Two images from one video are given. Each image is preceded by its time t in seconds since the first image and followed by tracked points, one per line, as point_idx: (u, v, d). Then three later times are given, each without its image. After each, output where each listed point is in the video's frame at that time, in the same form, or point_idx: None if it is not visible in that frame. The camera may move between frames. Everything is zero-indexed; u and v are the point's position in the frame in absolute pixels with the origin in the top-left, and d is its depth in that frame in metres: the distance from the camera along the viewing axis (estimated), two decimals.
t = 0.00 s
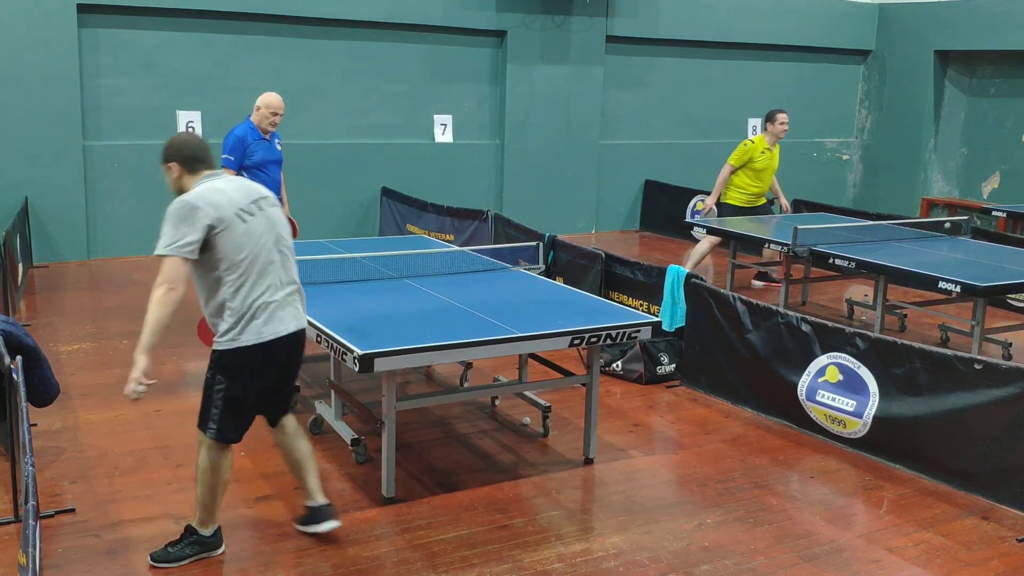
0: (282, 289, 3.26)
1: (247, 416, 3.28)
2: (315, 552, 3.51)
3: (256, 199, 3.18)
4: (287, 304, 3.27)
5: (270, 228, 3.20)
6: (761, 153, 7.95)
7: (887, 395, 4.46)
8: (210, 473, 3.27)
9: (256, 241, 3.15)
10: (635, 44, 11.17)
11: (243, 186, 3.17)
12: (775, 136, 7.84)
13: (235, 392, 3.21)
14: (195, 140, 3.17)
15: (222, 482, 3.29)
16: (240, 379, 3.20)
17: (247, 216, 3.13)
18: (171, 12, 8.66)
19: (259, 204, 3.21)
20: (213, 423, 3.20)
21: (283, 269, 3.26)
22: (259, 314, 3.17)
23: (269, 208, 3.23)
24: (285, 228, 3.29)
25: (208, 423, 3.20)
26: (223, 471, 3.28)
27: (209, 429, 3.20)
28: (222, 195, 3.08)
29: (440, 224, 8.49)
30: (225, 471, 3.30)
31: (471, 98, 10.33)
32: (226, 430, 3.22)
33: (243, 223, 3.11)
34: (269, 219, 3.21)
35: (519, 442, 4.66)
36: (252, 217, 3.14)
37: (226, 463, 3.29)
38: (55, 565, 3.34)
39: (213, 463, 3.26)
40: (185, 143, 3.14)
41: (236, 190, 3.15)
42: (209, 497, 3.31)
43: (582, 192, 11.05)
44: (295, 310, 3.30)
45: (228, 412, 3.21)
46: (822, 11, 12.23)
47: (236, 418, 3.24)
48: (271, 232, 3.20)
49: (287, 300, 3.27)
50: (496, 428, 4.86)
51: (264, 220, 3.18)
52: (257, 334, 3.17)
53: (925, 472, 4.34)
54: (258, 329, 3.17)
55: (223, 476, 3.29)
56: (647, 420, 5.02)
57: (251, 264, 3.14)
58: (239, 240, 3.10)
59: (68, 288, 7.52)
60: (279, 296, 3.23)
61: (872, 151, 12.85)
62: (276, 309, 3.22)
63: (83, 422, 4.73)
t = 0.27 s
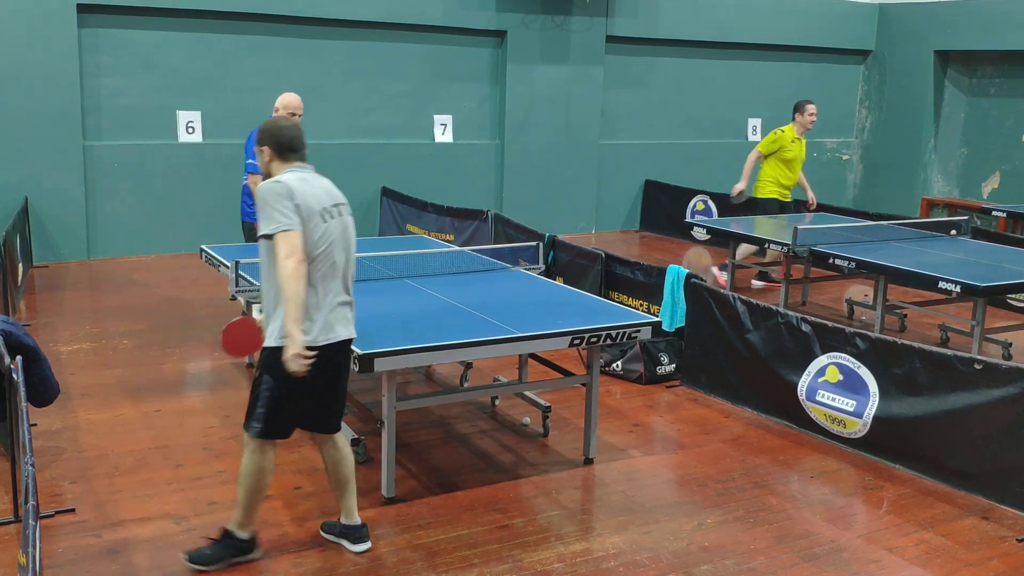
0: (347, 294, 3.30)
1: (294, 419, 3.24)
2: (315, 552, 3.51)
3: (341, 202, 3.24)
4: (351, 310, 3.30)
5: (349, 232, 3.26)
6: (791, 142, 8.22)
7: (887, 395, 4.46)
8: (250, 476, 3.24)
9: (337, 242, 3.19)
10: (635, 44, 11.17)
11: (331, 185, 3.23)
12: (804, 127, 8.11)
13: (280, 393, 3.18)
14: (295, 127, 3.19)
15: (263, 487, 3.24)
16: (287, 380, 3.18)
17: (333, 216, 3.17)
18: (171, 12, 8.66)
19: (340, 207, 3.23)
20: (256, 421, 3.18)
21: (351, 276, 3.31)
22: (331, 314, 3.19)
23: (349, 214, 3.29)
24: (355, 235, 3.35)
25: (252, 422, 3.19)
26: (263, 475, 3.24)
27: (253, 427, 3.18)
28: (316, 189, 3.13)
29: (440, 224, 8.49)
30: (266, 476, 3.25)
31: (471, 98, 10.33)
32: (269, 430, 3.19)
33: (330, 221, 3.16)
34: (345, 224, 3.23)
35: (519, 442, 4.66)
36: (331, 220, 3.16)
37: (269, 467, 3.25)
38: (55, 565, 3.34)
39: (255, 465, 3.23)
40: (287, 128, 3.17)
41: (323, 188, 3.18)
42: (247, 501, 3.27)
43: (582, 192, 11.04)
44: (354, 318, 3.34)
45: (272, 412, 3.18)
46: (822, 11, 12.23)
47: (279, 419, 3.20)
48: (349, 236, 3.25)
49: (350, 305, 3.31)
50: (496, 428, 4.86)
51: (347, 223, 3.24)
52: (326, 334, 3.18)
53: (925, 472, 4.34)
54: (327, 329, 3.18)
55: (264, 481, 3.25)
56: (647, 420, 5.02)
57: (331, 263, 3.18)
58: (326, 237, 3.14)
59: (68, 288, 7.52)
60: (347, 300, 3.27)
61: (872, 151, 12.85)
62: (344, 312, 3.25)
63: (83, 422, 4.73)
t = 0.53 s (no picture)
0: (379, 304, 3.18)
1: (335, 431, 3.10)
2: (315, 552, 3.51)
3: (386, 209, 3.13)
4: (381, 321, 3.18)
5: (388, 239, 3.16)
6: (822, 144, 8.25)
7: (887, 395, 4.46)
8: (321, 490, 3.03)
9: (373, 250, 3.08)
10: (635, 44, 11.17)
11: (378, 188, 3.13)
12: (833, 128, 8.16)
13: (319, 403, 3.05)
14: (354, 121, 3.10)
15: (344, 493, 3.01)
16: (324, 390, 3.06)
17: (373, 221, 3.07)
18: (171, 12, 8.66)
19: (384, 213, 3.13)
20: (300, 436, 3.01)
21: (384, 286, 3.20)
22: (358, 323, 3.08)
23: (394, 221, 3.18)
24: (397, 245, 3.24)
25: (295, 437, 3.02)
26: (335, 482, 3.02)
27: (298, 442, 3.02)
28: (359, 190, 3.03)
29: (440, 224, 8.48)
30: (342, 481, 3.04)
31: (471, 98, 10.33)
32: (317, 442, 3.03)
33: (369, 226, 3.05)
34: (386, 233, 3.13)
35: (518, 442, 4.66)
36: (372, 226, 3.06)
37: (338, 474, 3.05)
38: (56, 565, 3.34)
39: (323, 476, 3.02)
40: (345, 122, 3.09)
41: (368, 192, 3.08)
42: (341, 513, 3.01)
43: (582, 192, 11.05)
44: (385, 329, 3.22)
45: (314, 424, 3.03)
46: (822, 10, 12.23)
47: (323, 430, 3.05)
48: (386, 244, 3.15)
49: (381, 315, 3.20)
50: (496, 428, 4.86)
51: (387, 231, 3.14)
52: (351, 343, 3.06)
53: (925, 472, 4.34)
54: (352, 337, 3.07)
55: (342, 486, 3.03)
56: (647, 420, 5.02)
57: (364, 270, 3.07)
58: (362, 242, 3.04)
59: (68, 288, 7.52)
60: (377, 311, 3.15)
61: (872, 151, 12.85)
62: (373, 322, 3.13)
63: (83, 422, 4.73)
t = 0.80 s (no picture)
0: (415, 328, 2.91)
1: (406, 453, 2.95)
2: (315, 552, 3.50)
3: (416, 227, 2.87)
4: (418, 346, 2.91)
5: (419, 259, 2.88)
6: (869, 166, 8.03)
7: (887, 395, 4.46)
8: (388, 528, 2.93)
9: (400, 273, 2.83)
10: (635, 44, 11.17)
11: (405, 205, 2.87)
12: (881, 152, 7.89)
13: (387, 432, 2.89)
14: (379, 136, 2.89)
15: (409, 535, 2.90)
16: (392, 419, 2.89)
17: (392, 242, 2.81)
18: (171, 12, 8.66)
19: (415, 231, 2.87)
20: (367, 463, 2.90)
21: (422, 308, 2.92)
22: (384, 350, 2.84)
23: (430, 239, 2.91)
24: (438, 263, 2.95)
25: (365, 462, 2.91)
26: (404, 520, 2.91)
27: (367, 468, 2.91)
28: (374, 211, 2.80)
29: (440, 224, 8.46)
30: (410, 520, 2.91)
31: (470, 98, 10.33)
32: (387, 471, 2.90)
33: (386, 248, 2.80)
34: (418, 253, 2.87)
35: (519, 442, 4.67)
36: (395, 247, 2.82)
37: (408, 511, 2.92)
38: (55, 565, 3.35)
39: (393, 513, 2.91)
40: (371, 138, 2.88)
41: (393, 210, 2.84)
42: (402, 555, 2.93)
43: (582, 192, 11.05)
44: (427, 356, 2.92)
45: (383, 452, 2.89)
46: (822, 10, 12.23)
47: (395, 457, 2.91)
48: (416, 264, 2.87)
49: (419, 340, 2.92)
50: (496, 428, 4.86)
51: (416, 251, 2.86)
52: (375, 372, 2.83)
53: (925, 472, 4.34)
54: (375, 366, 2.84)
55: (410, 527, 2.91)
56: (647, 420, 5.02)
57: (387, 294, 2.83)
58: (379, 266, 2.80)
59: (68, 288, 7.52)
60: (413, 339, 2.89)
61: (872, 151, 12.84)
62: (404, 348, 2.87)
63: (83, 422, 4.73)
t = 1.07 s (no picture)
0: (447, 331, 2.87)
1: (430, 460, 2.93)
2: (315, 552, 3.50)
3: (446, 224, 2.83)
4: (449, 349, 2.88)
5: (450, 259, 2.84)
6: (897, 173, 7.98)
7: (887, 395, 4.46)
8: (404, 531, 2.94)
9: (428, 272, 2.81)
10: (635, 44, 11.17)
11: (436, 202, 2.84)
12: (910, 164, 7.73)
13: (407, 436, 2.89)
14: (408, 131, 2.88)
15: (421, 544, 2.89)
16: (413, 423, 2.89)
17: (420, 242, 2.79)
18: (171, 12, 8.66)
19: (445, 228, 2.83)
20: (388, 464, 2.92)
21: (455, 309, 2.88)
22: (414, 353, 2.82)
23: (461, 237, 2.87)
24: (472, 262, 2.90)
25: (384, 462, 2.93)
26: (418, 527, 2.90)
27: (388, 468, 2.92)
28: (402, 210, 2.77)
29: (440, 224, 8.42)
30: (424, 528, 2.91)
31: (470, 98, 10.33)
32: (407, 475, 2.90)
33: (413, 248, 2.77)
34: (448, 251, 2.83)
35: (519, 442, 4.66)
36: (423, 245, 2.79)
37: (423, 519, 2.91)
38: (56, 565, 3.35)
39: (408, 518, 2.91)
40: (399, 134, 2.87)
41: (422, 208, 2.81)
42: (414, 560, 2.92)
43: (582, 192, 11.04)
44: (456, 358, 2.89)
45: (404, 457, 2.90)
46: (822, 10, 12.22)
47: (415, 462, 2.90)
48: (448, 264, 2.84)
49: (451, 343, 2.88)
50: (496, 428, 4.86)
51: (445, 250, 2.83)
52: (402, 375, 2.83)
53: (925, 472, 4.34)
54: (403, 369, 2.83)
55: (424, 535, 2.91)
56: (647, 420, 5.02)
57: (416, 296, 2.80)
58: (404, 267, 2.78)
59: (68, 288, 7.52)
60: (443, 340, 2.86)
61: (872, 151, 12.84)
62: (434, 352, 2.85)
63: (83, 422, 4.73)
